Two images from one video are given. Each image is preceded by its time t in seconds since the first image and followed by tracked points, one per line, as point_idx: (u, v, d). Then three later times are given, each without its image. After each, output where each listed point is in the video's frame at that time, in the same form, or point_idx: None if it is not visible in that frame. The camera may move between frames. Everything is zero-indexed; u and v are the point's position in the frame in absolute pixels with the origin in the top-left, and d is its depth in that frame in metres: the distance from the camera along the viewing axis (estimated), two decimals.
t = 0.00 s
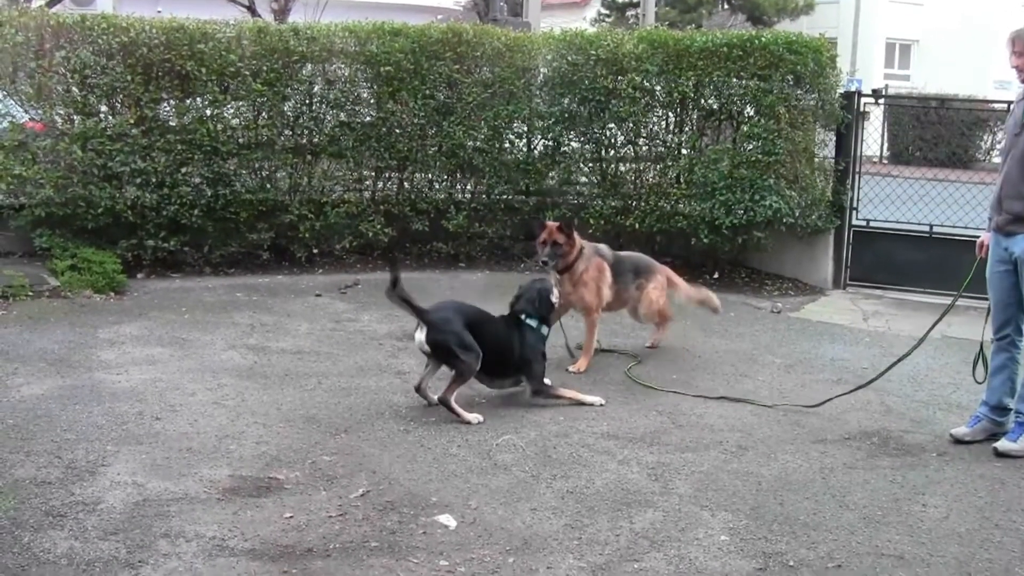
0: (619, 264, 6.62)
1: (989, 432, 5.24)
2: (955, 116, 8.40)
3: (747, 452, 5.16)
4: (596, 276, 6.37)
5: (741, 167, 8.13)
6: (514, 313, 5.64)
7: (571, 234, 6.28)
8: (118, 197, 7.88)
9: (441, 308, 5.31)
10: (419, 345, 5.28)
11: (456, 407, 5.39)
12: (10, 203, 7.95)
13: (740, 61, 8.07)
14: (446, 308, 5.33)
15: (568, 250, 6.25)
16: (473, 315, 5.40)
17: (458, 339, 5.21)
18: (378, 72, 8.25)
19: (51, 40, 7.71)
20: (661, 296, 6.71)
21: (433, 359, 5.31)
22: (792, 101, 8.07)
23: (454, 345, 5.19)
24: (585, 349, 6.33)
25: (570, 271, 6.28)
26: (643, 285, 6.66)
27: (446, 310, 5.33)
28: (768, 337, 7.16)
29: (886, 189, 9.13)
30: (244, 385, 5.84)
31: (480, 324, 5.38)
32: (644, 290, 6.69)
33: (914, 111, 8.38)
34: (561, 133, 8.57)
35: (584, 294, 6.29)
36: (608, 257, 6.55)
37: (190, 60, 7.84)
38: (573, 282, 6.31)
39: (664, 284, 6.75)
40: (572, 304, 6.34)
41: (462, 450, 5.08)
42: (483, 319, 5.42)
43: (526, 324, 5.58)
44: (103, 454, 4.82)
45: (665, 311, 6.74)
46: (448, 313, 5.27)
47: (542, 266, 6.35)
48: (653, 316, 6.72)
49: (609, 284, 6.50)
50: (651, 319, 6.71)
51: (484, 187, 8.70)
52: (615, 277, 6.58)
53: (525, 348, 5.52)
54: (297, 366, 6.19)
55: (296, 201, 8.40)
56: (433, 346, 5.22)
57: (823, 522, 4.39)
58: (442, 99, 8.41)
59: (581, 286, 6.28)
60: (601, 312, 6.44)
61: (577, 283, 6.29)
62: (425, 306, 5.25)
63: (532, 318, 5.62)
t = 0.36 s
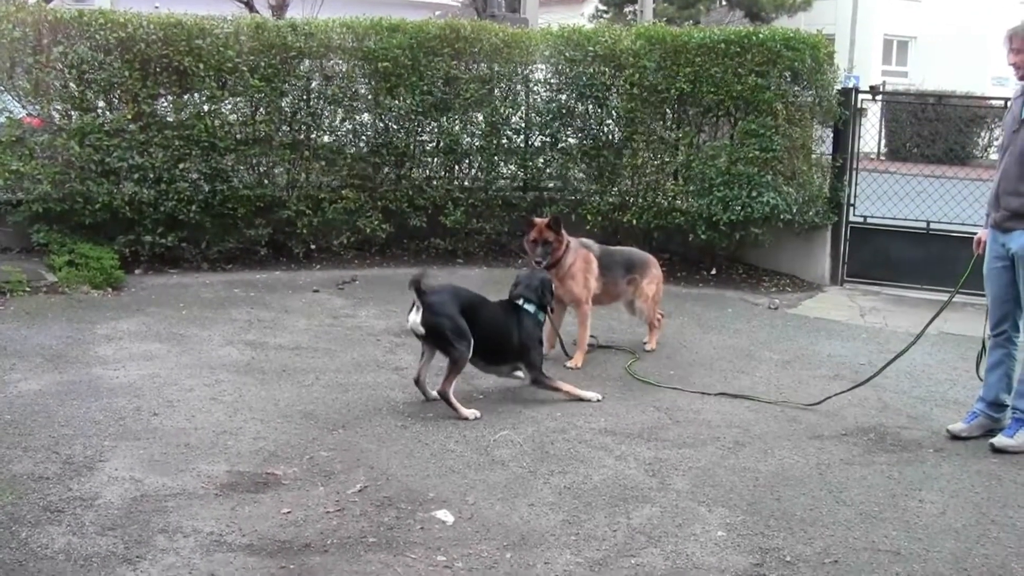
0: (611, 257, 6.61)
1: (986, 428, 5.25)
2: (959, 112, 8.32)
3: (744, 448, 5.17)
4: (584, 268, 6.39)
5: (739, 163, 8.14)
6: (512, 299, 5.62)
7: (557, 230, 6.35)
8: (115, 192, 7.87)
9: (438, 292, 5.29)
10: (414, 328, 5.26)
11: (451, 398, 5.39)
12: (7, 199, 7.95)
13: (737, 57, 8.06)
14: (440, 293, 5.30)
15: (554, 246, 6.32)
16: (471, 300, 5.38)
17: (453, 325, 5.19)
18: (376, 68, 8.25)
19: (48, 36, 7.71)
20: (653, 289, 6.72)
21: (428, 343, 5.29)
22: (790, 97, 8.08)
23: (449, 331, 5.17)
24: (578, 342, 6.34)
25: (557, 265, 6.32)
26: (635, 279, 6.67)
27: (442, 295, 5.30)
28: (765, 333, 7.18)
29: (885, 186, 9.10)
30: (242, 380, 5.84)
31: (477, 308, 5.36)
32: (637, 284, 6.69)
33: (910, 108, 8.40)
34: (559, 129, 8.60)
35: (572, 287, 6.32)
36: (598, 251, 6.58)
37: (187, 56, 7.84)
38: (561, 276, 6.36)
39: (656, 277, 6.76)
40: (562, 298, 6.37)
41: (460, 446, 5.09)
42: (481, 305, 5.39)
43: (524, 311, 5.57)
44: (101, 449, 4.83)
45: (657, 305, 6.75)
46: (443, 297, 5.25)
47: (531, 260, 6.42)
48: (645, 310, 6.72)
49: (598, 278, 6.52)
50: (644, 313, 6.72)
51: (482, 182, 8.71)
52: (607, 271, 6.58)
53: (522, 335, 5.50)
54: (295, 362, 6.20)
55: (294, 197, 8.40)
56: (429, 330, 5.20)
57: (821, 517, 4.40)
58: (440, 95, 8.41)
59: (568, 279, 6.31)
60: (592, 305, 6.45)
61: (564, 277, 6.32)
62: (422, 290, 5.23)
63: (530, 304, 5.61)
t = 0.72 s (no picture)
0: (609, 254, 6.62)
1: (983, 427, 5.25)
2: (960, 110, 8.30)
3: (741, 447, 5.17)
4: (582, 265, 6.39)
5: (736, 162, 8.13)
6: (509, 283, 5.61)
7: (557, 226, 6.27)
8: (113, 190, 7.87)
9: (439, 285, 5.25)
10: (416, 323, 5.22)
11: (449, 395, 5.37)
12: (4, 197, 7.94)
13: (734, 56, 8.06)
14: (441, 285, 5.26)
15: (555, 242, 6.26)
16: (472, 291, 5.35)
17: (456, 321, 5.17)
18: (374, 67, 8.24)
19: (45, 34, 7.70)
20: (651, 286, 6.74)
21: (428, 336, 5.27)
22: (788, 96, 8.08)
23: (451, 327, 5.16)
24: (576, 338, 6.35)
25: (556, 262, 6.29)
26: (633, 276, 6.68)
27: (443, 286, 5.27)
28: (762, 332, 7.18)
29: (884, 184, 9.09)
30: (239, 379, 5.84)
31: (478, 300, 5.34)
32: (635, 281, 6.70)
33: (908, 107, 8.40)
34: (556, 127, 8.61)
35: (570, 284, 6.32)
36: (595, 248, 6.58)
37: (184, 54, 7.84)
38: (559, 273, 6.34)
39: (655, 275, 6.77)
40: (559, 295, 6.37)
41: (457, 444, 5.09)
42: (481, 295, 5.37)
43: (523, 295, 5.59)
44: (98, 448, 4.83)
45: (656, 302, 6.77)
46: (445, 291, 5.21)
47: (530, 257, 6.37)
48: (644, 307, 6.74)
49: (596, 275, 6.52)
50: (641, 310, 6.74)
51: (480, 181, 8.71)
52: (605, 268, 6.58)
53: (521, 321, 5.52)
54: (292, 361, 6.19)
55: (291, 195, 8.40)
56: (431, 325, 5.17)
57: (817, 516, 4.40)
58: (437, 93, 8.40)
59: (567, 278, 6.30)
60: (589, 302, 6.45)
61: (562, 275, 6.31)
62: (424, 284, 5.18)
63: (525, 286, 5.62)
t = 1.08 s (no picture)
0: (612, 250, 6.61)
1: (986, 424, 5.25)
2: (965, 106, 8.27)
3: (743, 444, 5.16)
4: (585, 261, 6.37)
5: (739, 159, 8.12)
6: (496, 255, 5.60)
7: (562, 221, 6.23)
8: (115, 187, 7.87)
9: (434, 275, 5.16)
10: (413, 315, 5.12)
11: (438, 390, 5.35)
12: (7, 195, 7.95)
13: (736, 52, 8.05)
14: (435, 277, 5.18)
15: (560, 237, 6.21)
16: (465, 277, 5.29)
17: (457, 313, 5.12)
18: (375, 64, 8.24)
19: (47, 32, 7.71)
20: (654, 282, 6.75)
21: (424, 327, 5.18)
22: (789, 93, 8.08)
23: (452, 319, 5.09)
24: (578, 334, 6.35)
25: (559, 256, 6.27)
26: (636, 272, 6.68)
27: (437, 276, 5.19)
28: (765, 329, 7.17)
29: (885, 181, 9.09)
30: (241, 376, 5.84)
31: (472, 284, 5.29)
32: (638, 277, 6.71)
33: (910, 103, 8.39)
34: (558, 124, 8.60)
35: (572, 280, 6.30)
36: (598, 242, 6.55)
37: (186, 52, 7.84)
38: (562, 269, 6.31)
39: (657, 270, 6.77)
40: (561, 290, 6.36)
41: (459, 441, 5.08)
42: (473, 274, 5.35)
43: (510, 265, 5.58)
44: (100, 445, 4.83)
45: (658, 298, 6.79)
46: (446, 282, 5.15)
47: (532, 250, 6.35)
48: (646, 303, 6.76)
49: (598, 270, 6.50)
50: (644, 306, 6.76)
51: (482, 178, 8.71)
52: (608, 264, 6.57)
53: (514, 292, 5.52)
54: (294, 358, 6.19)
55: (293, 192, 8.40)
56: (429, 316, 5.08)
57: (819, 513, 4.40)
58: (439, 90, 8.40)
59: (570, 273, 6.28)
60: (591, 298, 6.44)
61: (565, 270, 6.29)
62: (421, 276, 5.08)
63: (510, 254, 5.61)
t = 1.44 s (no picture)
0: (618, 248, 6.60)
1: (990, 422, 5.25)
2: (970, 105, 8.27)
3: (747, 442, 5.16)
4: (590, 259, 6.37)
5: (742, 156, 8.11)
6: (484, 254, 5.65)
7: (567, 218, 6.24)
8: (118, 185, 7.88)
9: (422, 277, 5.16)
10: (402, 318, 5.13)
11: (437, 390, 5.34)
12: (10, 192, 7.95)
13: (741, 50, 8.04)
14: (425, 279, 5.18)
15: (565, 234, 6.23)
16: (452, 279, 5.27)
17: (444, 314, 5.08)
18: (379, 62, 8.23)
19: (51, 30, 7.71)
20: (661, 280, 6.73)
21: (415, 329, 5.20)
22: (794, 91, 8.07)
23: (440, 321, 5.06)
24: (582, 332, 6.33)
25: (564, 254, 6.28)
26: (642, 269, 6.67)
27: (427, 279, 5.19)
28: (768, 327, 7.16)
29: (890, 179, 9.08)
30: (245, 374, 5.84)
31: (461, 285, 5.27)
32: (644, 275, 6.70)
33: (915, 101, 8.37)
34: (562, 122, 8.60)
35: (577, 278, 6.28)
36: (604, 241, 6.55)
37: (190, 50, 7.84)
38: (566, 267, 6.31)
39: (664, 268, 6.75)
40: (566, 288, 6.35)
41: (462, 439, 5.08)
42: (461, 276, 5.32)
43: (497, 264, 5.58)
44: (104, 442, 4.83)
45: (664, 296, 6.76)
46: (431, 285, 5.12)
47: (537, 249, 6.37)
48: (651, 301, 6.73)
49: (603, 268, 6.49)
50: (649, 304, 6.74)
51: (485, 176, 8.70)
52: (614, 261, 6.57)
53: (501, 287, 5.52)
54: (297, 355, 6.19)
55: (297, 190, 8.40)
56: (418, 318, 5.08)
57: (823, 511, 4.39)
58: (443, 88, 8.40)
59: (575, 272, 6.27)
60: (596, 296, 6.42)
61: (570, 269, 6.28)
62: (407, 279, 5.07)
63: (499, 253, 5.65)
